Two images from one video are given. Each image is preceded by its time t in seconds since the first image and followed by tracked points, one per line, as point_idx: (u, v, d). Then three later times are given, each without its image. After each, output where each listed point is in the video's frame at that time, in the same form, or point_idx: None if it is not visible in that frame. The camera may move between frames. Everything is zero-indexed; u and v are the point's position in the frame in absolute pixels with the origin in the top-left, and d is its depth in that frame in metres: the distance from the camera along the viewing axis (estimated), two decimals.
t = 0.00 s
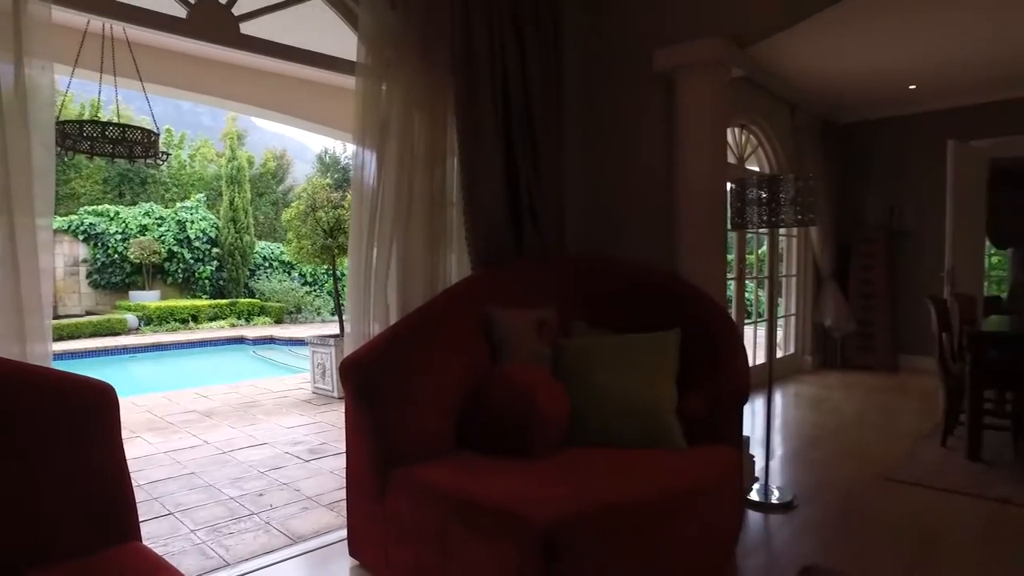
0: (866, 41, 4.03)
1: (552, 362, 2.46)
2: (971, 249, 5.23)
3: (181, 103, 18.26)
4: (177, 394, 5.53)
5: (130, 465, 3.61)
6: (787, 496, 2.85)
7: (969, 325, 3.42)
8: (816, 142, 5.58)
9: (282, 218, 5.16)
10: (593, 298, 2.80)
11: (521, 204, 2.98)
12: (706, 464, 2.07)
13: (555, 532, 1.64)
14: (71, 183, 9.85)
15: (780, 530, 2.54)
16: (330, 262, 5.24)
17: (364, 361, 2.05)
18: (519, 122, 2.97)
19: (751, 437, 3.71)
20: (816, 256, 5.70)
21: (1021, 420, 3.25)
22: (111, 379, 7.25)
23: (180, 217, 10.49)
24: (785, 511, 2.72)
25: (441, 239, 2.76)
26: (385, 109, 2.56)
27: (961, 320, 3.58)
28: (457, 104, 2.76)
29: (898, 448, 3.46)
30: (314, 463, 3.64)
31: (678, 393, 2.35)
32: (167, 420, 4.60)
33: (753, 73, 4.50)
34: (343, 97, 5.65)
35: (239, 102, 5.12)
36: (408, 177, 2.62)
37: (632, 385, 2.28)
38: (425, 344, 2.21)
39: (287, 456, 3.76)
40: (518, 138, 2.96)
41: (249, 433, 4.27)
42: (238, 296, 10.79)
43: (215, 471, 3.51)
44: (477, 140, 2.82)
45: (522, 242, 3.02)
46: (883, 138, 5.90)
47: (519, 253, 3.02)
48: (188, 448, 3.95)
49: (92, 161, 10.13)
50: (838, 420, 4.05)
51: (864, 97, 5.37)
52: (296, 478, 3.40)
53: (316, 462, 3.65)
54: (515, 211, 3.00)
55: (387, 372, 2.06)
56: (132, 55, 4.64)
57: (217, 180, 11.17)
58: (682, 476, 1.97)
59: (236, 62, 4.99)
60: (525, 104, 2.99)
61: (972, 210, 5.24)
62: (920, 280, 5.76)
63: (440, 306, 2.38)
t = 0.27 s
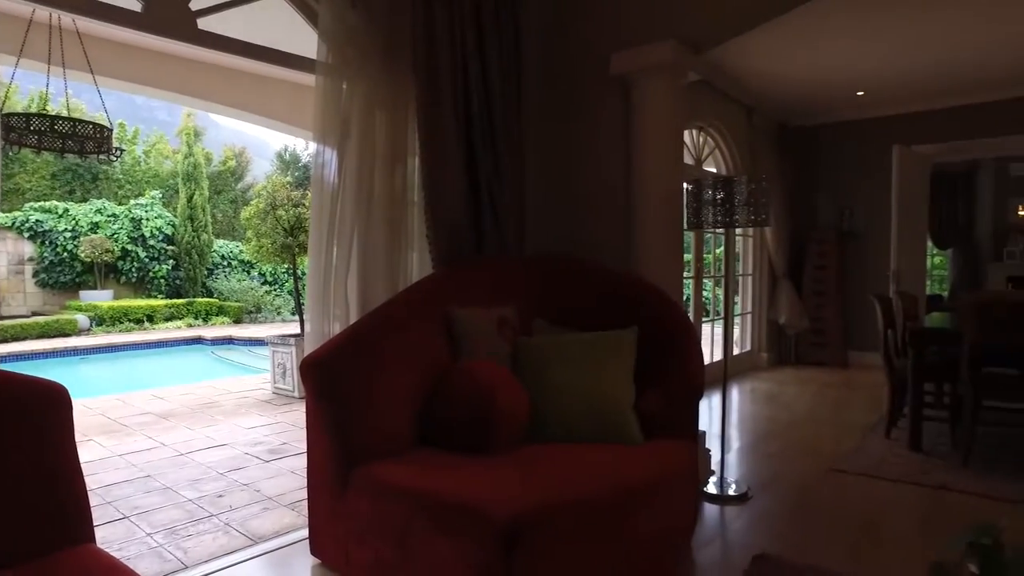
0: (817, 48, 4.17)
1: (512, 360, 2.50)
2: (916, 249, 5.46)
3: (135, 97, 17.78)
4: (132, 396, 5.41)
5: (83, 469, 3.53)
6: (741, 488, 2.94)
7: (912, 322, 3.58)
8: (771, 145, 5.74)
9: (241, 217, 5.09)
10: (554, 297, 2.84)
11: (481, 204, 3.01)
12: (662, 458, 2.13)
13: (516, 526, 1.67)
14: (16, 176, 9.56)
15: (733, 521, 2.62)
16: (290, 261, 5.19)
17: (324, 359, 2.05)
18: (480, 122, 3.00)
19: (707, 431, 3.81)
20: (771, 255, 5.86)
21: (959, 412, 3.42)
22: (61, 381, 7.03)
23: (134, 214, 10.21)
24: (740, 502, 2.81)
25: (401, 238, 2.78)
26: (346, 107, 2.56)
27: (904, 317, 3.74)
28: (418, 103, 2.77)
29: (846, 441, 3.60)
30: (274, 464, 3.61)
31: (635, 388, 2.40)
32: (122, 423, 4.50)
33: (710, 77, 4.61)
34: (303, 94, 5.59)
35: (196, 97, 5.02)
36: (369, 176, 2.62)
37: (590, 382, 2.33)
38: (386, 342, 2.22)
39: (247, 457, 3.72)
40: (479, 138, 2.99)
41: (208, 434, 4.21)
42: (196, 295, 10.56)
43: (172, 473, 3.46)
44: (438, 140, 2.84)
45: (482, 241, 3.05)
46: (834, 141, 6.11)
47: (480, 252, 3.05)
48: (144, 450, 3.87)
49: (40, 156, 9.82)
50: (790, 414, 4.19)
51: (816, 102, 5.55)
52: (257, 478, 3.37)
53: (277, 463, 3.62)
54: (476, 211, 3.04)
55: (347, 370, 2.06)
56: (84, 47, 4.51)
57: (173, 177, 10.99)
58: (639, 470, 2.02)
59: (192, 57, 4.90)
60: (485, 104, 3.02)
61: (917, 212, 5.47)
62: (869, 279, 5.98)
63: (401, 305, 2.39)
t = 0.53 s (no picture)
0: (773, 53, 4.29)
1: (475, 358, 2.52)
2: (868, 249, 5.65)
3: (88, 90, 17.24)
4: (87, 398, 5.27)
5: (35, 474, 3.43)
6: (700, 482, 3.01)
7: (862, 319, 3.71)
8: (731, 146, 5.87)
9: (201, 214, 5.00)
10: (517, 295, 2.87)
11: (444, 203, 3.03)
12: (622, 452, 2.17)
13: (478, 521, 1.69)
14: None
15: (692, 513, 2.69)
16: (252, 260, 5.13)
17: (286, 358, 2.04)
18: (443, 121, 3.01)
19: (667, 427, 3.88)
20: (731, 254, 6.00)
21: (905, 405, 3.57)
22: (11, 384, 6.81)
23: (88, 211, 9.86)
24: (699, 496, 2.88)
25: (364, 237, 2.77)
26: (308, 105, 2.54)
27: (855, 314, 3.88)
28: (380, 102, 2.78)
29: (800, 435, 3.71)
30: (236, 465, 3.56)
31: (596, 384, 2.45)
32: (75, 426, 4.38)
33: (670, 79, 4.69)
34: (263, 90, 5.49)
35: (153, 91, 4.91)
36: (331, 174, 2.61)
37: (552, 378, 2.37)
38: (348, 341, 2.22)
39: (208, 459, 3.66)
40: (442, 138, 3.00)
41: (166, 436, 4.13)
42: (154, 295, 10.33)
43: (130, 476, 3.39)
44: (401, 138, 2.85)
45: (445, 240, 3.07)
46: (790, 144, 6.27)
47: (443, 251, 3.06)
48: (99, 454, 3.79)
49: None
50: (748, 410, 4.30)
51: (773, 105, 5.70)
52: (217, 480, 3.33)
53: (238, 464, 3.57)
54: (439, 211, 3.05)
55: (310, 369, 2.06)
56: (34, 38, 4.37)
57: (129, 174, 10.65)
58: (600, 464, 2.06)
59: (149, 50, 4.78)
60: (448, 104, 3.04)
61: (869, 213, 5.66)
62: (824, 278, 6.16)
63: (363, 303, 2.39)
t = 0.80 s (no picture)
0: (731, 57, 4.39)
1: (436, 357, 2.52)
2: (823, 249, 5.80)
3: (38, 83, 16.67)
4: (37, 401, 5.11)
5: None
6: (659, 477, 3.06)
7: (816, 317, 3.82)
8: (691, 148, 5.97)
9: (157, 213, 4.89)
10: (479, 295, 2.88)
11: (406, 202, 3.03)
12: (581, 449, 2.20)
13: (437, 519, 1.70)
14: None
15: (651, 508, 2.74)
16: (211, 259, 5.03)
17: (245, 358, 2.01)
18: (404, 120, 3.01)
19: (628, 425, 3.94)
20: (691, 254, 6.11)
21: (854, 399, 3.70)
22: None
23: (37, 208, 9.56)
24: (657, 491, 2.93)
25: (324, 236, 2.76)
26: (267, 100, 2.50)
27: (810, 312, 3.99)
28: (341, 100, 2.76)
29: (757, 430, 3.81)
30: (193, 468, 3.50)
31: (556, 383, 2.47)
32: (23, 431, 4.25)
33: (631, 81, 4.76)
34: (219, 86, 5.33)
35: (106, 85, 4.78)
36: (290, 172, 2.59)
37: (512, 377, 2.39)
38: (308, 340, 2.20)
39: (164, 462, 3.59)
40: (403, 137, 3.00)
41: (120, 440, 4.03)
42: (108, 295, 10.04)
43: (81, 482, 3.30)
44: (361, 137, 2.83)
45: (406, 239, 3.06)
46: (748, 146, 6.42)
47: (405, 250, 3.06)
48: (49, 459, 3.67)
49: None
50: (707, 406, 4.38)
51: (731, 108, 5.83)
52: (174, 483, 3.26)
53: (196, 467, 3.51)
54: (400, 210, 3.05)
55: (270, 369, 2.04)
56: None
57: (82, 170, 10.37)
58: (559, 461, 2.09)
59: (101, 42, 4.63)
60: (410, 103, 3.04)
61: (823, 214, 5.82)
62: (781, 277, 6.31)
63: (324, 303, 2.38)
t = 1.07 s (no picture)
0: (691, 60, 4.46)
1: (397, 356, 2.51)
2: (780, 249, 5.94)
3: None
4: None
5: None
6: (620, 474, 3.10)
7: (772, 315, 3.91)
8: (653, 149, 6.05)
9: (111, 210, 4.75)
10: (441, 294, 2.88)
11: (367, 201, 3.01)
12: (541, 446, 2.22)
13: (396, 518, 1.70)
14: None
15: (612, 505, 2.77)
16: (169, 258, 4.87)
17: (202, 359, 1.97)
18: (365, 117, 2.99)
19: (590, 422, 3.98)
20: (653, 254, 6.19)
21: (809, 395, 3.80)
22: None
23: None
24: (618, 488, 2.96)
25: (283, 235, 2.72)
26: (225, 98, 2.46)
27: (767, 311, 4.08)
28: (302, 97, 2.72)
29: (716, 426, 3.88)
30: (149, 472, 3.42)
31: (517, 380, 2.49)
32: None
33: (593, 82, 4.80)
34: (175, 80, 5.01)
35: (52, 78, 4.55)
36: (249, 170, 2.55)
37: (473, 376, 2.39)
38: (268, 341, 2.17)
39: (119, 466, 3.50)
40: (364, 135, 2.98)
41: (72, 444, 3.92)
42: (59, 295, 9.73)
43: (30, 488, 3.19)
44: (322, 135, 2.81)
45: (367, 238, 3.04)
46: (709, 147, 6.53)
47: (366, 249, 3.04)
48: None
49: None
50: (668, 403, 4.45)
51: (692, 110, 5.93)
52: (128, 488, 3.18)
53: (151, 471, 3.43)
54: (362, 209, 3.02)
55: (227, 370, 2.00)
56: None
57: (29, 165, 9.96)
58: (519, 458, 2.10)
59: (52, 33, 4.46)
60: (371, 102, 3.02)
61: (780, 215, 5.96)
62: (740, 276, 6.44)
63: (284, 302, 2.35)
